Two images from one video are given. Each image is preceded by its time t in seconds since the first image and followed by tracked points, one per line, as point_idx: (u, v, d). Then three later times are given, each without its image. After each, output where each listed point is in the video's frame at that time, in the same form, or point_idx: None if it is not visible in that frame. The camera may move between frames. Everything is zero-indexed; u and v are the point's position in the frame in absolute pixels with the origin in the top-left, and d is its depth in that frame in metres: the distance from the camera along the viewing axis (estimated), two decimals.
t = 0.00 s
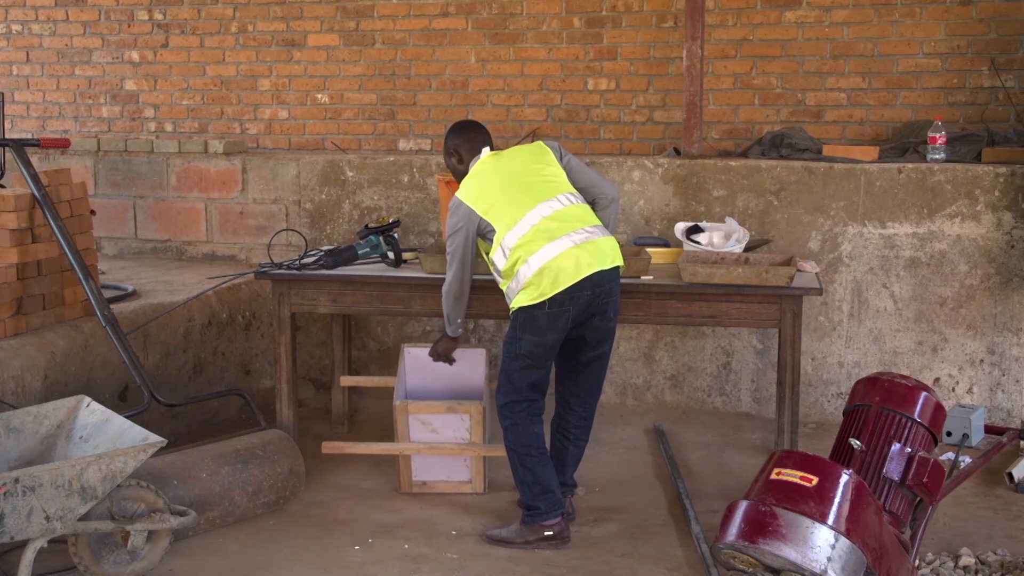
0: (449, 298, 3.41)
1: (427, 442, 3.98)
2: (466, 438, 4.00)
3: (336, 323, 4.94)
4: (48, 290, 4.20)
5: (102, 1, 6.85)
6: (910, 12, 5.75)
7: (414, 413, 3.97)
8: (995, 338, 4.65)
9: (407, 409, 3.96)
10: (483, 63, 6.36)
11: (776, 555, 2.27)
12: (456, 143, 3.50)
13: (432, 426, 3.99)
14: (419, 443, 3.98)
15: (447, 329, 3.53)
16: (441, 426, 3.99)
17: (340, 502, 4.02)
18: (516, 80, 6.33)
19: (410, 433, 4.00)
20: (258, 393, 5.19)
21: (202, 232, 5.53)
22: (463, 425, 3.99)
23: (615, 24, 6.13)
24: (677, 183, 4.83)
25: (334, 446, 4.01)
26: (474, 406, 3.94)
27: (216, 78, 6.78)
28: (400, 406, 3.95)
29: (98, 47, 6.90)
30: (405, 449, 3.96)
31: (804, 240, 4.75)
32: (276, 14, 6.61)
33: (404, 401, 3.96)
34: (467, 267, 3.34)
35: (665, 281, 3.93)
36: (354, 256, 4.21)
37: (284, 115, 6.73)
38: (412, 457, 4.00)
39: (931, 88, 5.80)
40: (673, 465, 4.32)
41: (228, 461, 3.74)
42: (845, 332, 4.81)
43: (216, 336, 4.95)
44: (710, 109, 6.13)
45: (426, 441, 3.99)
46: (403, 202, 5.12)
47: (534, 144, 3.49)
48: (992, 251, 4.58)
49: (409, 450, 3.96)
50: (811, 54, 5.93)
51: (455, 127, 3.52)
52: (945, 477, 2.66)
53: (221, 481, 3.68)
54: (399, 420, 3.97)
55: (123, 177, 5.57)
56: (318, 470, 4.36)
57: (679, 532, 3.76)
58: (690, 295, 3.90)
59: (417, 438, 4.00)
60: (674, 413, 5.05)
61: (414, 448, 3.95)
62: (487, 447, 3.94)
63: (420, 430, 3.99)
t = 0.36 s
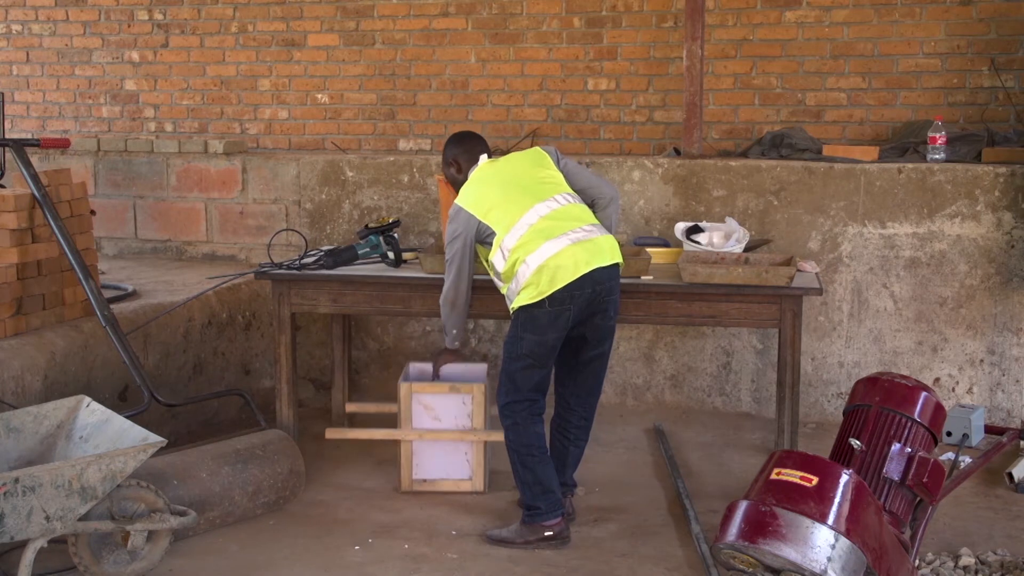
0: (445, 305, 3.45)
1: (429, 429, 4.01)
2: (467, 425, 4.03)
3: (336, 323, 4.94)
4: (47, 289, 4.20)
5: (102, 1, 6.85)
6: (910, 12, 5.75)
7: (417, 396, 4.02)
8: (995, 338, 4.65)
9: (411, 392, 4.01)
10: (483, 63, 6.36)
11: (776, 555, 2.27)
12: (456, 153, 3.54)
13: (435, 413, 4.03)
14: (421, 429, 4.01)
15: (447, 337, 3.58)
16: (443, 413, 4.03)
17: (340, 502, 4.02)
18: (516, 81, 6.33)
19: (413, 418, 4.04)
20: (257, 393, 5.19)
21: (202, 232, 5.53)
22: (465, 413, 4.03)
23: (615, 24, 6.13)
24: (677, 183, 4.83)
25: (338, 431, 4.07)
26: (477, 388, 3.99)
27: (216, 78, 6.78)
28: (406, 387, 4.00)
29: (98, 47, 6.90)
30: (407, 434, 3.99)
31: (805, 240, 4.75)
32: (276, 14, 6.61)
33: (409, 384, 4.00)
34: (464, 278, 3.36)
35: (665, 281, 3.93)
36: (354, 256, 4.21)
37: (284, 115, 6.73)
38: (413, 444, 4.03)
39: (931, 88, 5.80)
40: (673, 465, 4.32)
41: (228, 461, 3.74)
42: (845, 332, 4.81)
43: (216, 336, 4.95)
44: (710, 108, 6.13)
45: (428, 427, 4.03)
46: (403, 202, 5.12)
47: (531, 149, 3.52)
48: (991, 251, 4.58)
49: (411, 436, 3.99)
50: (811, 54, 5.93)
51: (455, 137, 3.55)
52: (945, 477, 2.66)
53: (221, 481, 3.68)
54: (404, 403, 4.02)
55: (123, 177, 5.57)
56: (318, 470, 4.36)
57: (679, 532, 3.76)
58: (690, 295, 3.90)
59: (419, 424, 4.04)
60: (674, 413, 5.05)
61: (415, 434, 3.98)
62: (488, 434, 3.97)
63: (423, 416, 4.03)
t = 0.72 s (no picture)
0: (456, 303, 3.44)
1: (426, 430, 4.01)
2: (464, 426, 4.02)
3: (336, 323, 4.94)
4: (47, 289, 4.20)
5: (102, 1, 6.84)
6: (910, 12, 5.75)
7: (414, 398, 4.00)
8: (995, 338, 4.64)
9: (408, 394, 3.99)
10: (483, 63, 6.36)
11: (776, 555, 2.27)
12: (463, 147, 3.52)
13: (432, 414, 4.02)
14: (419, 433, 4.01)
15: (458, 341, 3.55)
16: (440, 414, 4.02)
17: (340, 503, 4.02)
18: (516, 80, 6.32)
19: (411, 420, 4.03)
20: (257, 393, 5.19)
21: (202, 232, 5.53)
22: (462, 413, 4.01)
23: (615, 24, 6.13)
24: (677, 182, 4.83)
25: (336, 432, 4.08)
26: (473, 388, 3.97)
27: (216, 78, 6.78)
28: (401, 389, 3.98)
29: (98, 47, 6.90)
30: (404, 435, 4.00)
31: (805, 240, 4.75)
32: (276, 14, 6.61)
33: (404, 385, 3.98)
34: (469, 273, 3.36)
35: (665, 281, 3.93)
36: (354, 256, 4.21)
37: (284, 115, 6.73)
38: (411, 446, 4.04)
39: (931, 88, 5.80)
40: (673, 465, 4.32)
41: (228, 461, 3.74)
42: (845, 332, 4.81)
43: (216, 335, 4.95)
44: (710, 108, 6.13)
45: (425, 428, 4.02)
46: (403, 202, 5.12)
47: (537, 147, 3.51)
48: (991, 251, 4.58)
49: (408, 436, 4.00)
50: (811, 54, 5.93)
51: (463, 129, 3.54)
52: (945, 477, 2.66)
53: (221, 481, 3.68)
54: (400, 404, 4.00)
55: (123, 177, 5.57)
56: (318, 470, 4.36)
57: (679, 532, 3.75)
58: (690, 295, 3.90)
59: (417, 425, 4.03)
60: (674, 413, 5.05)
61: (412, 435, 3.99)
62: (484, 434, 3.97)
63: (420, 417, 4.02)
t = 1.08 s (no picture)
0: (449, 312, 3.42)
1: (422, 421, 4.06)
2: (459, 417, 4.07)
3: (336, 323, 4.95)
4: (47, 289, 4.20)
5: (102, 1, 6.84)
6: (910, 12, 5.75)
7: (411, 388, 4.07)
8: (995, 339, 4.64)
9: (405, 384, 4.06)
10: (483, 63, 6.36)
11: (776, 555, 2.27)
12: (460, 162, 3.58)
13: (428, 405, 4.07)
14: (415, 423, 4.06)
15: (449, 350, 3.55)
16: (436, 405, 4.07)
17: (340, 503, 4.02)
18: (516, 81, 6.33)
19: (407, 411, 4.08)
20: (257, 393, 5.19)
21: (202, 232, 5.53)
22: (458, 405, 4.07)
23: (615, 24, 6.13)
24: (677, 183, 4.83)
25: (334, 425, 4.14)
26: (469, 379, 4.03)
27: (216, 78, 6.78)
28: (399, 379, 4.05)
29: (97, 47, 6.90)
30: (399, 425, 4.05)
31: (805, 240, 4.75)
32: (276, 14, 6.61)
33: (402, 375, 4.05)
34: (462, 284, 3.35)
35: (665, 281, 3.93)
36: (354, 256, 4.21)
37: (284, 115, 6.73)
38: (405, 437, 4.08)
39: (931, 88, 5.80)
40: (673, 465, 4.32)
41: (228, 461, 3.74)
42: (845, 332, 4.81)
43: (216, 335, 4.94)
44: (710, 109, 6.13)
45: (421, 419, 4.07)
46: (403, 202, 5.12)
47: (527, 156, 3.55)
48: (991, 251, 4.58)
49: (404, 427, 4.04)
50: (811, 54, 5.93)
51: (462, 144, 3.60)
52: (945, 477, 2.66)
53: (221, 481, 3.68)
54: (397, 394, 4.07)
55: (123, 177, 5.57)
56: (318, 470, 4.36)
57: (679, 532, 3.76)
58: (690, 295, 3.90)
59: (413, 416, 4.09)
60: (674, 413, 5.05)
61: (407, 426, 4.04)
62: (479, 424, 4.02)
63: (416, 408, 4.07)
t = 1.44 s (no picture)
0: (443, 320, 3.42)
1: (418, 421, 4.11)
2: (455, 416, 4.11)
3: (336, 323, 4.95)
4: (47, 289, 4.20)
5: (102, 1, 6.84)
6: (910, 12, 5.75)
7: (406, 388, 4.10)
8: (995, 338, 4.64)
9: (400, 384, 4.10)
10: (483, 63, 6.36)
11: (776, 555, 2.27)
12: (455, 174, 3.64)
13: (424, 406, 4.11)
14: (411, 423, 4.10)
15: (441, 356, 3.57)
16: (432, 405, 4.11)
17: (340, 502, 4.02)
18: (516, 81, 6.33)
19: (403, 411, 4.12)
20: (257, 393, 5.19)
21: (202, 232, 5.53)
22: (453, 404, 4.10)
23: (615, 24, 6.13)
24: (677, 182, 4.83)
25: (330, 427, 4.21)
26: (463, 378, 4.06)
27: (216, 78, 6.78)
28: (393, 380, 4.09)
29: (98, 47, 6.90)
30: (396, 426, 4.09)
31: (804, 240, 4.75)
32: (276, 14, 6.61)
33: (396, 376, 4.09)
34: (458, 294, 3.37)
35: (665, 281, 3.93)
36: (354, 256, 4.21)
37: (284, 115, 6.73)
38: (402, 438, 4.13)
39: (931, 88, 5.80)
40: (673, 465, 4.32)
41: (228, 461, 3.74)
42: (846, 332, 4.81)
43: (216, 336, 4.94)
44: (710, 109, 6.13)
45: (417, 419, 4.12)
46: (403, 202, 5.12)
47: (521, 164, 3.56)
48: (991, 251, 4.58)
49: (400, 427, 4.09)
50: (811, 54, 5.93)
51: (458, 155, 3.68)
52: (945, 477, 2.66)
53: (221, 481, 3.68)
54: (393, 396, 4.10)
55: (123, 177, 5.57)
56: (318, 470, 4.36)
57: (680, 532, 3.76)
58: (690, 295, 3.90)
59: (408, 416, 4.13)
60: (674, 413, 5.05)
61: (403, 426, 4.09)
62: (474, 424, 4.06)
63: (412, 409, 4.12)
